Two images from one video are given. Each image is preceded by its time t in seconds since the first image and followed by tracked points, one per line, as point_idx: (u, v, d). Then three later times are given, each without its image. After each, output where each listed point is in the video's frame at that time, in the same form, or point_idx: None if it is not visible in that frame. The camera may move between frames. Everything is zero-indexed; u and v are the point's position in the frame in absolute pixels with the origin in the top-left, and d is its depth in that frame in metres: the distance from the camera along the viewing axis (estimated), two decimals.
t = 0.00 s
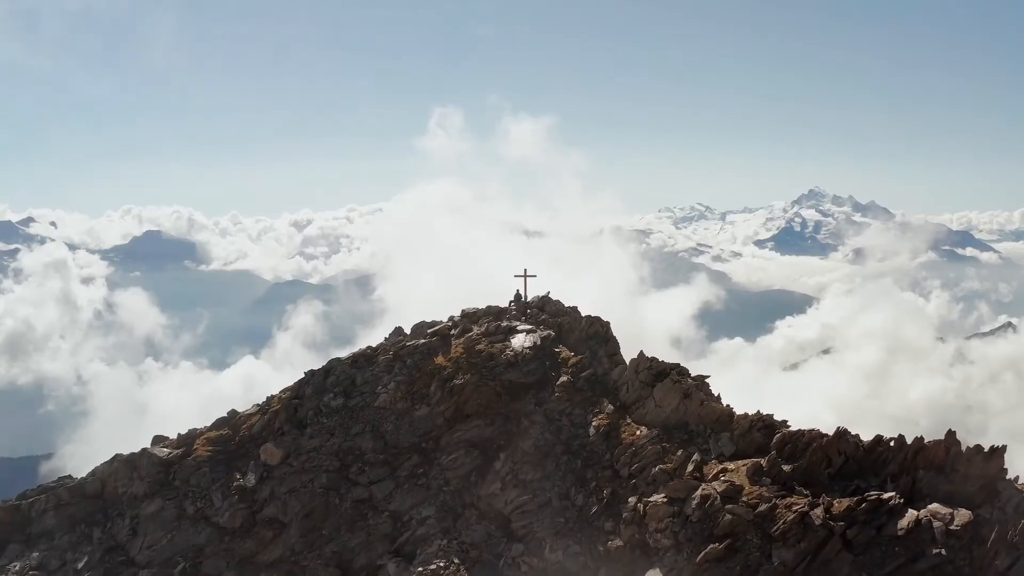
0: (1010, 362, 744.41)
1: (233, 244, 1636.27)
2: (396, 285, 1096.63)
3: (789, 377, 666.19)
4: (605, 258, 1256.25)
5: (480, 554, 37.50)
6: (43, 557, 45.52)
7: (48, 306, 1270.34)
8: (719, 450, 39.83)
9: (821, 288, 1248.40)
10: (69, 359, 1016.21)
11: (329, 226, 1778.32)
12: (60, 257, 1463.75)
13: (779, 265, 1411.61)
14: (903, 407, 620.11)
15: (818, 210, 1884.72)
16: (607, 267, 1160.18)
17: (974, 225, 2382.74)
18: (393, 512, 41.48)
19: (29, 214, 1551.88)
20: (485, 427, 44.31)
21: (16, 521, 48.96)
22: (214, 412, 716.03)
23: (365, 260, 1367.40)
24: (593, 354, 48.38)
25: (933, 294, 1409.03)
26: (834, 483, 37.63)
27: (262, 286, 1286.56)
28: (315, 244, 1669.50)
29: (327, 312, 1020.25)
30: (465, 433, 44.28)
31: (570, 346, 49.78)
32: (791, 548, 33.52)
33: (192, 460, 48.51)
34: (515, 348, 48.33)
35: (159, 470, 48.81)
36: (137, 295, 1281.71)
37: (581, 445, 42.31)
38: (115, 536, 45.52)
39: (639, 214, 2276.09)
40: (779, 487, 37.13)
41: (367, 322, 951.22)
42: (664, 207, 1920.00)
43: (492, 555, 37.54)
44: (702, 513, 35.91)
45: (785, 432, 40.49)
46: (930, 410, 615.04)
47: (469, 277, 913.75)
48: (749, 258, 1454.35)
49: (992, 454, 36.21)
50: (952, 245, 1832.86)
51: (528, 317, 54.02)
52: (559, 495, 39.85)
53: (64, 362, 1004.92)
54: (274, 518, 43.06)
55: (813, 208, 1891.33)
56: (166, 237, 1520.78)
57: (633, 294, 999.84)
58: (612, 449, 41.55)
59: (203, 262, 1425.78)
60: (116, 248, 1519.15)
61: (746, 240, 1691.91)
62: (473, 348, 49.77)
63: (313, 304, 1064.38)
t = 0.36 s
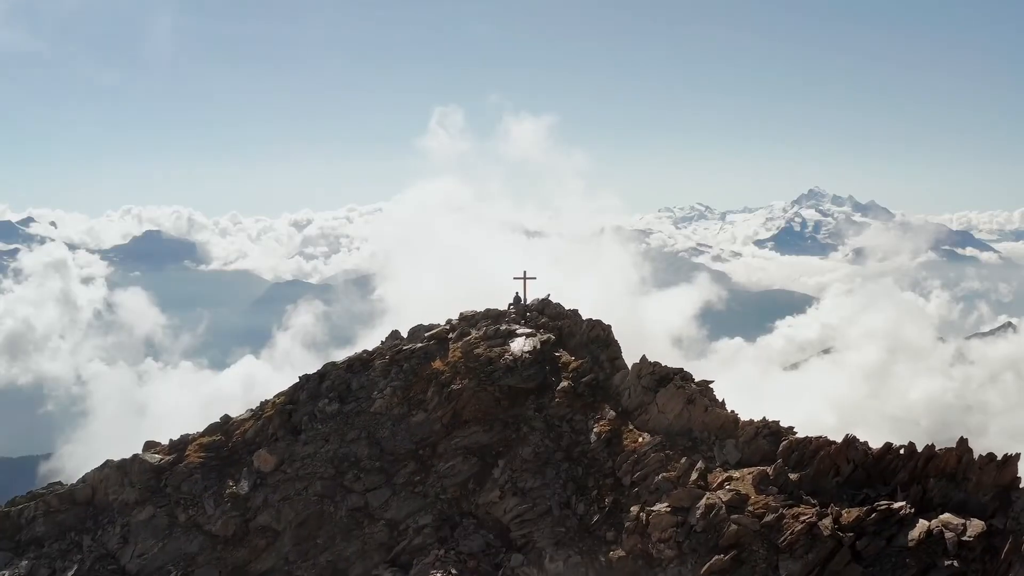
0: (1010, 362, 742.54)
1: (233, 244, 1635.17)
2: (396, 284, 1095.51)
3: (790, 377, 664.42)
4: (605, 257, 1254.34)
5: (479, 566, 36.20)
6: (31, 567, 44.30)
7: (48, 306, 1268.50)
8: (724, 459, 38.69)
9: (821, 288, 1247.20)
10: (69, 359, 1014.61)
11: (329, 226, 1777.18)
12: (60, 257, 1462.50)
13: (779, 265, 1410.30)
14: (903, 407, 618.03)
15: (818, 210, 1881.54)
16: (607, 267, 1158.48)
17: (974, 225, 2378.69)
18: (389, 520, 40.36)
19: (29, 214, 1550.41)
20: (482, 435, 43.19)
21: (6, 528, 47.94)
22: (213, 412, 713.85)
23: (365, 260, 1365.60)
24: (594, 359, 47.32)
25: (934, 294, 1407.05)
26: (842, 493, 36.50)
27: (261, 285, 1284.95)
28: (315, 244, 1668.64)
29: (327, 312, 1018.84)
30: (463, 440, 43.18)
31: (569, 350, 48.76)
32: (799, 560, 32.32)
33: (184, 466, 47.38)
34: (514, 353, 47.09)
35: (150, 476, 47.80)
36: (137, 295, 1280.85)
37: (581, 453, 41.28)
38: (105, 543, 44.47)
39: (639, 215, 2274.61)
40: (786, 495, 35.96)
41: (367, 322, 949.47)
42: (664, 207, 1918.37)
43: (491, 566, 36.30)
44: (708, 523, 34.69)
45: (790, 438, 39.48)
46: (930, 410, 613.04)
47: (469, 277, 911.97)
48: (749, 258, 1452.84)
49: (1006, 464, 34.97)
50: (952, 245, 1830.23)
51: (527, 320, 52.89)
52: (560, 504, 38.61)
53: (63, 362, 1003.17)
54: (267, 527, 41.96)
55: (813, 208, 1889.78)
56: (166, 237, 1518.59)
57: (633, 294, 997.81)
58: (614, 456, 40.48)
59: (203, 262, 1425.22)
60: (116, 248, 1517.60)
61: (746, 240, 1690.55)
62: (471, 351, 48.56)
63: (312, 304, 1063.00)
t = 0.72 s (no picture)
0: (1010, 362, 740.29)
1: (233, 244, 1633.74)
2: (396, 284, 1094.20)
3: (789, 377, 663.62)
4: (605, 257, 1251.60)
5: None
6: None
7: (48, 306, 1266.14)
8: (730, 466, 37.51)
9: (820, 288, 1245.85)
10: (69, 358, 1012.55)
11: (329, 226, 1776.74)
12: (60, 257, 1460.56)
13: (779, 265, 1409.20)
14: (903, 407, 616.54)
15: (818, 210, 1879.49)
16: (607, 267, 1155.89)
17: (974, 225, 2375.49)
18: (384, 529, 39.20)
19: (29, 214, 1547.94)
20: (480, 440, 42.10)
21: None
22: (213, 412, 712.02)
23: (365, 259, 1362.97)
24: (595, 362, 46.22)
25: (934, 294, 1406.24)
26: (850, 502, 35.38)
27: (261, 285, 1283.31)
28: (315, 244, 1666.61)
29: (327, 312, 1017.59)
30: (460, 447, 42.09)
31: (570, 352, 47.58)
32: (810, 571, 31.08)
33: (175, 474, 46.29)
34: (513, 356, 45.92)
35: (141, 483, 46.64)
36: (137, 295, 1278.92)
37: (583, 459, 40.09)
38: (94, 552, 43.33)
39: (639, 215, 2272.45)
40: (793, 506, 34.82)
41: (368, 323, 948.57)
42: (664, 208, 1916.51)
43: None
44: (713, 534, 33.54)
45: (796, 445, 38.31)
46: (930, 410, 611.62)
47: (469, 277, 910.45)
48: (749, 258, 1451.74)
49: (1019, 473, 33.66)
50: (951, 245, 1828.44)
51: (528, 322, 51.60)
52: (560, 512, 37.39)
53: (64, 362, 1001.75)
54: (260, 535, 40.84)
55: (813, 208, 1888.12)
56: (166, 237, 1518.36)
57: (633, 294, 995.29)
58: (615, 463, 39.38)
59: (203, 262, 1425.70)
60: (116, 248, 1515.62)
61: (746, 240, 1690.13)
62: (469, 355, 47.44)
63: (312, 305, 1062.10)
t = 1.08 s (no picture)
0: (1011, 362, 738.00)
1: (233, 244, 1632.02)
2: (396, 284, 1092.36)
3: (790, 377, 662.06)
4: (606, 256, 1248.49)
5: None
6: None
7: (48, 306, 1263.95)
8: (736, 475, 36.40)
9: (821, 288, 1244.09)
10: (69, 359, 1009.90)
11: (329, 226, 1775.80)
12: (60, 257, 1458.98)
13: (779, 265, 1407.25)
14: (903, 406, 615.26)
15: (818, 210, 1876.32)
16: (608, 266, 1154.27)
17: (974, 224, 2370.78)
18: (380, 538, 37.99)
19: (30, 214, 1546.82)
20: (478, 447, 40.92)
21: None
22: (212, 412, 710.02)
23: (365, 259, 1360.28)
24: (597, 367, 44.96)
25: (934, 294, 1403.46)
26: (861, 512, 34.19)
27: (261, 285, 1281.52)
28: (314, 243, 1664.40)
29: (326, 312, 1015.49)
30: (458, 453, 40.92)
31: (571, 357, 46.32)
32: None
33: (166, 480, 45.15)
34: (513, 361, 44.51)
35: (131, 490, 45.48)
36: (137, 295, 1276.49)
37: (585, 468, 38.88)
38: (85, 561, 42.26)
39: (639, 215, 2270.32)
40: (804, 516, 33.61)
41: (368, 322, 946.65)
42: (664, 207, 1915.10)
43: None
44: (718, 545, 32.24)
45: (805, 452, 37.17)
46: (930, 410, 609.83)
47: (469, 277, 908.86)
48: (749, 258, 1450.03)
49: None
50: (951, 245, 1825.34)
51: (528, 326, 50.26)
52: (561, 523, 36.17)
53: (63, 362, 999.53)
54: (251, 545, 39.60)
55: (813, 208, 1885.99)
56: (166, 236, 1516.02)
57: (634, 293, 992.75)
58: (618, 472, 38.18)
59: (203, 262, 1424.00)
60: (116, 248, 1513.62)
61: (746, 240, 1687.27)
62: (467, 359, 46.20)
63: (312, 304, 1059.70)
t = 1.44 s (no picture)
0: (1011, 361, 736.21)
1: (233, 244, 1630.70)
2: (395, 284, 1091.19)
3: (790, 377, 660.56)
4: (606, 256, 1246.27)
5: None
6: None
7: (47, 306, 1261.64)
8: (742, 483, 35.27)
9: (821, 288, 1242.33)
10: (69, 358, 1007.70)
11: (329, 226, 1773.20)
12: (60, 257, 1456.97)
13: (779, 265, 1405.73)
14: (903, 406, 613.85)
15: (818, 210, 1875.09)
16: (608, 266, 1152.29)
17: (974, 224, 2367.89)
18: (376, 548, 36.78)
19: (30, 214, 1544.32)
20: (478, 455, 39.58)
21: None
22: (212, 412, 708.50)
23: (365, 259, 1358.05)
24: (600, 372, 43.70)
25: (934, 294, 1401.77)
26: (873, 523, 33.05)
27: (261, 285, 1279.99)
28: (315, 243, 1662.48)
29: (327, 312, 1014.14)
30: (456, 461, 39.63)
31: (572, 362, 45.07)
32: None
33: (156, 487, 43.94)
34: (513, 365, 43.16)
35: (122, 497, 44.26)
36: (137, 294, 1275.02)
37: (587, 476, 37.66)
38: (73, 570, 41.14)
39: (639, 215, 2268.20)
40: (813, 526, 32.38)
41: (368, 323, 945.45)
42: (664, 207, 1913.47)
43: None
44: (726, 559, 31.04)
45: (815, 462, 35.97)
46: (930, 410, 608.23)
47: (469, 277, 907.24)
48: (749, 258, 1449.06)
49: None
50: (951, 245, 1822.88)
51: (528, 329, 48.96)
52: (561, 533, 35.01)
53: (63, 362, 997.92)
54: (244, 555, 38.32)
55: (813, 208, 1883.96)
56: (165, 236, 1513.16)
57: (635, 293, 990.36)
58: (622, 480, 36.97)
59: (203, 262, 1423.74)
60: (115, 248, 1511.28)
61: (746, 240, 1686.03)
62: (466, 365, 44.87)
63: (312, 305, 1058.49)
